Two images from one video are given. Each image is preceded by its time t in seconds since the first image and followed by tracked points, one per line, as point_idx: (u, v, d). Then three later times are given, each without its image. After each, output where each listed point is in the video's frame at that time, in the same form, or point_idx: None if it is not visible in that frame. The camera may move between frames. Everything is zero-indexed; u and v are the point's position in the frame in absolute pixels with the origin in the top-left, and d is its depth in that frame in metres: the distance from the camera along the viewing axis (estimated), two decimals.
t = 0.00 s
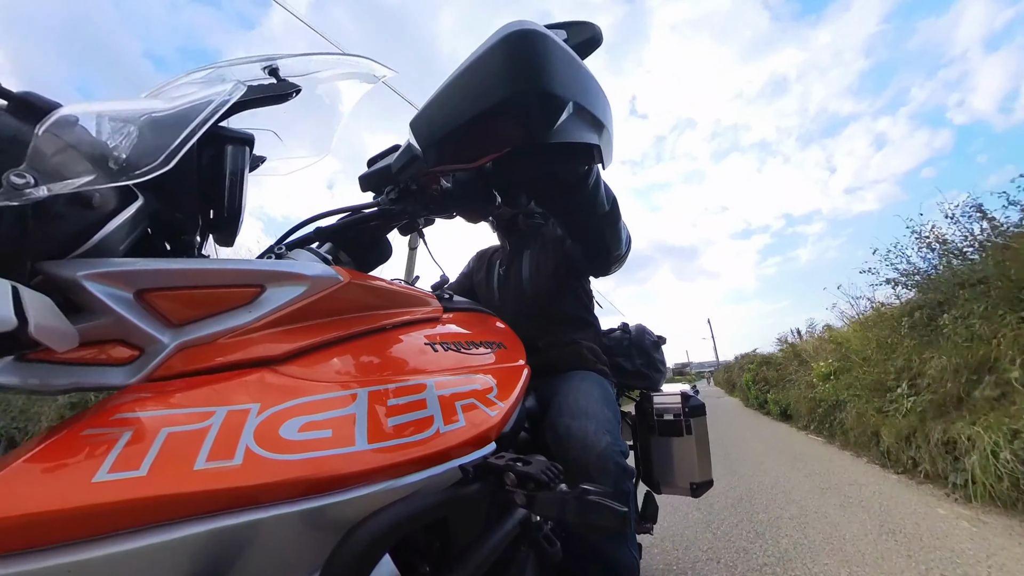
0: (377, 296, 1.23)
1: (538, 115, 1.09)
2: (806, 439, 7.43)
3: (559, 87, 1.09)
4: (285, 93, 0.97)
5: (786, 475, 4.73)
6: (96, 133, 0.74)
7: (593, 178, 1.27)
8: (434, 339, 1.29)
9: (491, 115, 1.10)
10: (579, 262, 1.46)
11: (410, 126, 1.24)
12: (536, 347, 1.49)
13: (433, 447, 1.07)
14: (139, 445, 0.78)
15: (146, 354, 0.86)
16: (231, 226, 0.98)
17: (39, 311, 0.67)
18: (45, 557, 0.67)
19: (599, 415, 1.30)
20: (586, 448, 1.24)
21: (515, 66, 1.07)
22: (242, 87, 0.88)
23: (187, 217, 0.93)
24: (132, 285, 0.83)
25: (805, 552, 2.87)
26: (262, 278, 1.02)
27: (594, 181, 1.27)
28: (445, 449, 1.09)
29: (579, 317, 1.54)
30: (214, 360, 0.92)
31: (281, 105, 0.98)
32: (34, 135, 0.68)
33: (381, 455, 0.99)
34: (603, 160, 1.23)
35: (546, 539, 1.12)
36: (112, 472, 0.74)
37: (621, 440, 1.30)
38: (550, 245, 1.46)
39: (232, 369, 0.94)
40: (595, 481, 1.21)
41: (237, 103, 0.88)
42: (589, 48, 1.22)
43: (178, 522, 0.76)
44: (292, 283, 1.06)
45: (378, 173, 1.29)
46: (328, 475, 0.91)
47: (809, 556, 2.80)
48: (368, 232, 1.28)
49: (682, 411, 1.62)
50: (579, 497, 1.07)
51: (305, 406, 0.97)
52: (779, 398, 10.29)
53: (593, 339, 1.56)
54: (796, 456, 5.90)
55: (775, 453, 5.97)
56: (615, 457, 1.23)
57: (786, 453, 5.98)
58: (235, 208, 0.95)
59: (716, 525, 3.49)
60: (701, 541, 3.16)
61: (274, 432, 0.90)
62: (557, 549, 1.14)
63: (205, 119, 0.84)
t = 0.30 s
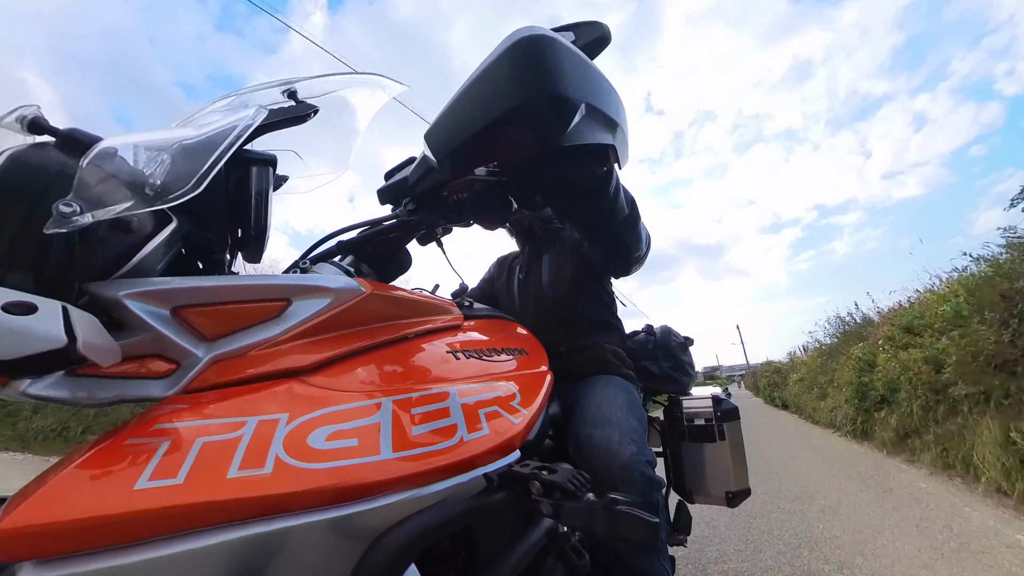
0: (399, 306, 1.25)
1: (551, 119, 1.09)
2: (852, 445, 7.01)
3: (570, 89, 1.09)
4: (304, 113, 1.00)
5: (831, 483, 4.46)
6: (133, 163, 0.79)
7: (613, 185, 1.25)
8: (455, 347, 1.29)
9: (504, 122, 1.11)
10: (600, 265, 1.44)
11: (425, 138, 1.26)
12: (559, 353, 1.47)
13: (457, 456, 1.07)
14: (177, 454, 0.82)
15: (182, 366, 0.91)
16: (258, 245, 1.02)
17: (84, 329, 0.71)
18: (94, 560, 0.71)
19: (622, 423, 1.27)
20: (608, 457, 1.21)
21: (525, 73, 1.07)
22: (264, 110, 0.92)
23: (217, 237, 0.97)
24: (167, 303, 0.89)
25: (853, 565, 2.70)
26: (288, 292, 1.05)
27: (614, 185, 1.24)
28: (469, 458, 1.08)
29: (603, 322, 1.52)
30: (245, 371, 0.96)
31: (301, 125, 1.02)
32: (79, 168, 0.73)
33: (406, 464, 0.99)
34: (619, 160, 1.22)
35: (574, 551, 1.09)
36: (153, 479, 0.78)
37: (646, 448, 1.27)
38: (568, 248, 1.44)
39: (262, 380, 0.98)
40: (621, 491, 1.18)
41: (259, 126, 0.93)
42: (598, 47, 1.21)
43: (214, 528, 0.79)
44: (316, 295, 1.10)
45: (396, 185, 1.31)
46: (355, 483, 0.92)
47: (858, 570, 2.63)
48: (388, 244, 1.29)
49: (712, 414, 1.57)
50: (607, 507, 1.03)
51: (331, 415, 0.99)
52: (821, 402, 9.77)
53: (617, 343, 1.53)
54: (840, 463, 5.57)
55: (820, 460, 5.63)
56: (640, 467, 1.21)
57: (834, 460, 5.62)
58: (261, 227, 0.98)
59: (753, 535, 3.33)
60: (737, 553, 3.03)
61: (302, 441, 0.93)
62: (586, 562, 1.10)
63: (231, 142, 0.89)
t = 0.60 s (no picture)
0: (420, 313, 1.26)
1: (564, 120, 1.08)
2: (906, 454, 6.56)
3: (581, 89, 1.08)
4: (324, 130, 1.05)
5: (884, 495, 4.17)
6: (168, 186, 0.84)
7: (632, 186, 1.23)
8: (477, 353, 1.29)
9: (518, 127, 1.11)
10: (622, 268, 1.40)
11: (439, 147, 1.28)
12: (581, 356, 1.44)
13: (481, 462, 1.07)
14: (212, 459, 0.86)
15: (216, 376, 0.95)
16: (284, 256, 1.07)
17: (127, 342, 0.76)
18: (139, 558, 0.75)
19: (649, 427, 1.23)
20: (638, 460, 1.17)
21: (536, 76, 1.07)
22: (287, 130, 0.97)
23: (245, 251, 1.02)
24: (204, 315, 0.93)
25: None
26: (313, 303, 1.10)
27: (633, 185, 1.22)
28: (492, 464, 1.08)
29: (626, 325, 1.47)
30: (275, 380, 1.00)
31: (321, 142, 1.06)
32: (121, 193, 0.79)
33: (429, 470, 1.00)
34: (636, 157, 1.20)
35: (602, 561, 1.06)
36: (190, 483, 0.81)
37: (676, 453, 1.22)
38: (586, 249, 1.43)
39: (290, 388, 1.02)
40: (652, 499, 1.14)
41: (283, 146, 0.97)
42: (607, 44, 1.20)
43: (247, 530, 0.82)
44: (340, 305, 1.13)
45: (413, 195, 1.33)
46: (380, 488, 0.93)
47: None
48: (408, 252, 1.31)
49: (744, 418, 1.54)
50: (636, 516, 0.99)
51: (356, 421, 1.01)
52: (871, 408, 9.20)
53: (641, 344, 1.49)
54: (894, 473, 5.20)
55: (872, 470, 5.27)
56: (671, 472, 1.17)
57: (887, 471, 5.27)
58: (286, 240, 1.03)
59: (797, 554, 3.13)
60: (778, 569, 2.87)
61: (328, 447, 0.95)
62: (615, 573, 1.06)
63: (258, 163, 0.94)
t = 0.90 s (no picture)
0: (447, 311, 1.29)
1: (581, 108, 1.06)
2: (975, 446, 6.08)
3: (595, 73, 1.05)
4: (344, 138, 1.07)
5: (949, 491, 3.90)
6: (207, 204, 0.91)
7: (653, 168, 1.19)
8: (504, 348, 1.31)
9: (534, 119, 1.09)
10: (647, 255, 1.37)
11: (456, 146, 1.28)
12: (609, 348, 1.42)
13: (511, 455, 1.08)
14: (260, 454, 0.92)
15: (259, 377, 1.01)
16: (315, 262, 1.12)
17: (180, 349, 0.83)
18: (200, 544, 0.83)
19: (682, 415, 1.19)
20: (673, 450, 1.13)
21: (549, 65, 1.06)
22: (309, 141, 1.01)
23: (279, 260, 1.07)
24: (245, 321, 0.99)
25: None
26: (345, 305, 1.15)
27: (655, 167, 1.18)
28: (523, 457, 1.09)
29: (653, 313, 1.43)
30: (313, 379, 1.06)
31: (342, 150, 1.09)
32: (165, 213, 0.86)
33: (461, 463, 1.03)
34: (657, 140, 1.16)
35: (635, 555, 1.04)
36: (241, 476, 0.88)
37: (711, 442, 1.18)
38: (610, 237, 1.43)
39: (327, 387, 1.07)
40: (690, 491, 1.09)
41: (306, 157, 1.02)
42: (619, 25, 1.17)
43: (294, 520, 0.88)
44: (371, 306, 1.18)
45: (434, 196, 1.35)
46: (415, 481, 0.97)
47: None
48: (432, 252, 1.33)
49: (783, 409, 1.58)
50: (668, 510, 0.97)
51: (390, 417, 1.06)
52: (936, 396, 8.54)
53: (671, 333, 1.45)
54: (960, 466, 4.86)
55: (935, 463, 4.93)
56: (708, 462, 1.13)
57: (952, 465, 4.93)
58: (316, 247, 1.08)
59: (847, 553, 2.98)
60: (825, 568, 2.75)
61: (365, 442, 1.00)
62: (649, 567, 1.05)
63: (284, 175, 0.98)
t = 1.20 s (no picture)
0: (475, 306, 1.31)
1: (600, 90, 1.03)
2: None
3: (612, 53, 1.02)
4: (367, 143, 1.12)
5: None
6: (247, 215, 0.97)
7: (682, 148, 1.15)
8: (534, 340, 1.31)
9: (553, 106, 1.07)
10: (680, 244, 1.33)
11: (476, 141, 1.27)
12: (640, 338, 1.38)
13: (543, 446, 1.09)
14: (306, 445, 0.98)
15: (304, 374, 1.08)
16: (348, 264, 1.18)
17: (232, 351, 0.91)
18: (255, 527, 0.89)
19: (724, 409, 1.15)
20: (717, 447, 1.10)
21: (564, 50, 1.03)
22: (335, 148, 1.05)
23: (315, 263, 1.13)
24: (287, 322, 1.06)
25: None
26: (378, 304, 1.20)
27: (683, 149, 1.14)
28: (555, 448, 1.10)
29: (688, 303, 1.40)
30: (352, 375, 1.12)
31: (366, 154, 1.14)
32: (210, 226, 0.92)
33: (494, 454, 1.05)
34: (682, 117, 1.12)
35: (671, 549, 1.02)
36: (290, 465, 0.95)
37: (759, 439, 1.14)
38: (640, 225, 1.38)
39: (365, 382, 1.13)
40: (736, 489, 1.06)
41: (334, 164, 1.07)
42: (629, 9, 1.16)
43: (339, 506, 0.94)
44: (402, 303, 1.22)
45: (457, 191, 1.35)
46: (450, 472, 1.01)
47: None
48: (458, 248, 1.34)
49: (831, 398, 1.60)
50: (705, 503, 0.95)
51: (425, 410, 1.10)
52: None
53: (706, 322, 1.42)
54: None
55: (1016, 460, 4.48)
56: (756, 460, 1.08)
57: None
58: (348, 248, 1.13)
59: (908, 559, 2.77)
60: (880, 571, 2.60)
61: (401, 433, 1.04)
62: (685, 562, 1.03)
63: (315, 182, 1.03)
